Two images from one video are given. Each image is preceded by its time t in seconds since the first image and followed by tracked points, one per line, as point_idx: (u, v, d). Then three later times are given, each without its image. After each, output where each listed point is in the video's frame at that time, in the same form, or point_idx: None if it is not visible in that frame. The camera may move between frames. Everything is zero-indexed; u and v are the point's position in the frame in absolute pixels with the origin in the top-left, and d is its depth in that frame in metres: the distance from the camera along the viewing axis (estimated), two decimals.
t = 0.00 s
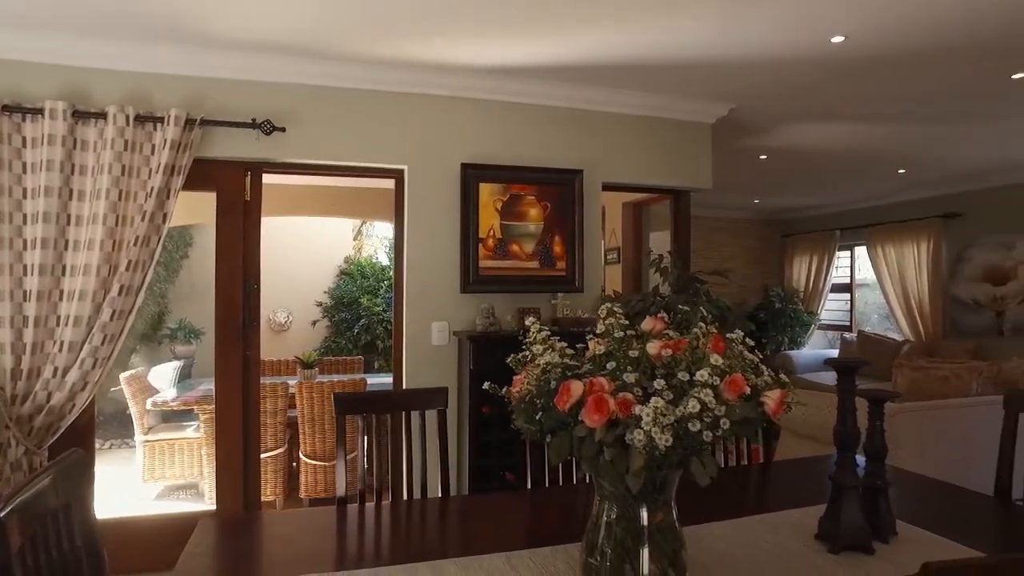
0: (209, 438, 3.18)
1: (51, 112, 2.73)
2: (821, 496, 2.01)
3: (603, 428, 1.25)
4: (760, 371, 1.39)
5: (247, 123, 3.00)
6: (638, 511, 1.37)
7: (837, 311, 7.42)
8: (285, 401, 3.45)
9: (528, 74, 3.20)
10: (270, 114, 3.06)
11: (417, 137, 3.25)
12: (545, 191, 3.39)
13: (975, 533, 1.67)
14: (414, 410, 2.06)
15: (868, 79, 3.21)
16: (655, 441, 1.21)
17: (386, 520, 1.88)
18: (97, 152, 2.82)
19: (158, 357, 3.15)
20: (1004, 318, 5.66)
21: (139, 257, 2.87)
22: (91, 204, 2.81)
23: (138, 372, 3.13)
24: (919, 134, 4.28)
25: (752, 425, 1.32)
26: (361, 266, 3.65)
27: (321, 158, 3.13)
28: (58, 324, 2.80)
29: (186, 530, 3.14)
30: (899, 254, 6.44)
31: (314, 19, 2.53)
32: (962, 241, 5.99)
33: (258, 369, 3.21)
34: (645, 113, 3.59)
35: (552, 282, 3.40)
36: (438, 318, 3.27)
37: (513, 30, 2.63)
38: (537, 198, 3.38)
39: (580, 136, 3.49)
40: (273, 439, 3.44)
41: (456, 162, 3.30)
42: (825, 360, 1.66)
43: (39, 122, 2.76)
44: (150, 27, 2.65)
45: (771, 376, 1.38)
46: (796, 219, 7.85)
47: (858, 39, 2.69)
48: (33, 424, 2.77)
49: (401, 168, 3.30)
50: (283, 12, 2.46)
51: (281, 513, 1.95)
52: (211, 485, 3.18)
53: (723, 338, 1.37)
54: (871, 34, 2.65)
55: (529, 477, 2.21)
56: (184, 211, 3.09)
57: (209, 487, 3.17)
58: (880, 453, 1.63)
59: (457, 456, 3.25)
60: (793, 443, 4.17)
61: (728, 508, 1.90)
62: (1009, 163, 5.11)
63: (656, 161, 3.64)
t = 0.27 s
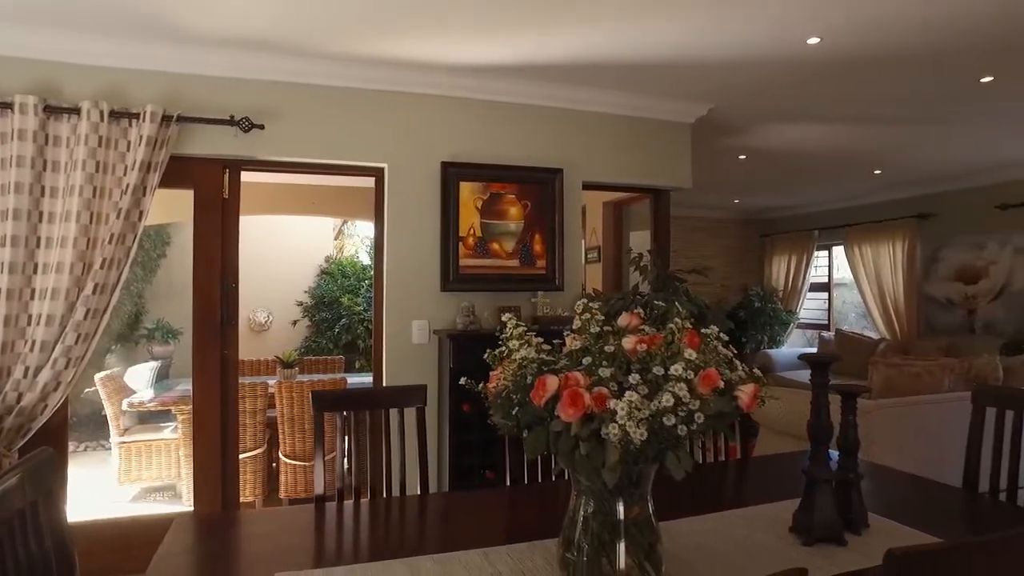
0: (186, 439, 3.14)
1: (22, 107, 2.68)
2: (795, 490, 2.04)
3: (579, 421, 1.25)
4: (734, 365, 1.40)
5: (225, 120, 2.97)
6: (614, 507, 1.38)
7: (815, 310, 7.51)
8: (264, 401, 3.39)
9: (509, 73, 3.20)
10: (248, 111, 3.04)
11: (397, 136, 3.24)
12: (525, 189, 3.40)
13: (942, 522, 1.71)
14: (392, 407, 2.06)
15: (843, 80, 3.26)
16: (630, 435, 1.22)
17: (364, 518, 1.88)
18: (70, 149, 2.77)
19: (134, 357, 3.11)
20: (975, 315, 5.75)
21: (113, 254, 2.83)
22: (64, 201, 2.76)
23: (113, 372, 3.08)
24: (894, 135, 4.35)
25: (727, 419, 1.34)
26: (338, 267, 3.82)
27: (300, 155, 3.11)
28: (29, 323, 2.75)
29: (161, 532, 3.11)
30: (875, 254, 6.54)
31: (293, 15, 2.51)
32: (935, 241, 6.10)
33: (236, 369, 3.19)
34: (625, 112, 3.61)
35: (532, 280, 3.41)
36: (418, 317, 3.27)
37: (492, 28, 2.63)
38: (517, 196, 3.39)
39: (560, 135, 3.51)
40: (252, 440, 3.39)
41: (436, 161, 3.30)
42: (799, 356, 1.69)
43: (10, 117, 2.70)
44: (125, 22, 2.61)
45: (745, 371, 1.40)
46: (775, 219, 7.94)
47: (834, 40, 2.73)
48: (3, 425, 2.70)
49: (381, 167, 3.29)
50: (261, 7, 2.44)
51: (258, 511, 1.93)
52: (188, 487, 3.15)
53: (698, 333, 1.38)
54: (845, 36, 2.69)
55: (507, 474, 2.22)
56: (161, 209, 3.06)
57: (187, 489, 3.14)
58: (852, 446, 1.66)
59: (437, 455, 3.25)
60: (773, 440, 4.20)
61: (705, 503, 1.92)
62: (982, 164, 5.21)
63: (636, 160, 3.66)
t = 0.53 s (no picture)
0: (165, 440, 3.10)
1: None
2: (772, 485, 2.07)
3: (557, 417, 1.26)
4: (711, 360, 1.42)
5: (204, 117, 2.95)
6: (594, 502, 1.39)
7: (794, 309, 7.61)
8: (244, 400, 3.37)
9: (490, 72, 3.21)
10: (227, 108, 3.01)
11: (378, 134, 3.23)
12: (506, 188, 3.41)
13: (914, 514, 1.74)
14: (373, 405, 2.05)
15: (819, 82, 3.30)
16: (607, 430, 1.23)
17: (345, 516, 1.88)
18: (44, 145, 2.73)
19: (111, 358, 3.06)
20: (948, 314, 5.85)
21: (89, 253, 2.79)
22: (37, 198, 2.72)
23: (89, 372, 3.03)
24: (870, 137, 4.42)
25: (703, 414, 1.35)
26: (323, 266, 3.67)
27: (280, 153, 3.09)
28: (1, 322, 2.70)
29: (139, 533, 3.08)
30: (853, 254, 6.64)
31: (272, 12, 2.50)
32: (910, 241, 6.21)
33: (215, 369, 3.16)
34: (606, 112, 3.63)
35: (514, 279, 3.41)
36: (399, 315, 3.26)
37: (473, 27, 2.64)
38: (499, 195, 3.39)
39: (541, 134, 3.52)
40: (232, 440, 3.36)
41: (417, 160, 3.30)
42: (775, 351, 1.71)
43: None
44: (101, 16, 2.58)
45: (722, 367, 1.42)
46: (755, 219, 8.03)
47: (810, 42, 2.77)
48: None
49: (362, 165, 3.28)
50: (240, 4, 2.42)
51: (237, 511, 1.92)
52: (167, 488, 3.11)
53: (676, 330, 1.40)
54: (822, 39, 2.73)
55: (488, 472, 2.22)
56: (138, 206, 3.02)
57: (165, 491, 3.12)
58: (828, 441, 1.69)
59: (418, 454, 3.24)
60: (752, 437, 4.25)
61: (684, 498, 1.94)
62: (956, 165, 5.31)
63: (617, 160, 3.69)
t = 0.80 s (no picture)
0: (147, 441, 3.07)
1: None
2: (753, 481, 2.09)
3: (540, 412, 1.27)
4: (693, 356, 1.43)
5: (187, 114, 2.92)
6: (578, 498, 1.39)
7: (777, 308, 7.68)
8: (228, 400, 3.31)
9: (475, 71, 3.21)
10: (210, 106, 2.99)
11: (362, 132, 3.23)
12: (491, 187, 3.41)
13: (893, 509, 1.77)
14: (358, 403, 2.05)
15: (801, 83, 3.34)
16: (590, 425, 1.24)
17: (329, 514, 1.87)
18: (23, 142, 2.69)
19: (92, 358, 3.03)
20: (927, 314, 5.93)
21: (68, 251, 2.76)
22: (15, 195, 2.68)
23: (69, 373, 3.00)
24: (851, 137, 4.47)
25: (685, 410, 1.37)
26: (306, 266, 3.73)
27: (263, 152, 3.07)
28: None
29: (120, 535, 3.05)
30: (835, 254, 6.72)
31: (256, 9, 2.48)
32: (891, 241, 6.29)
33: (198, 369, 3.14)
34: (590, 112, 3.65)
35: (499, 278, 3.42)
36: (384, 314, 3.26)
37: (458, 26, 2.64)
38: (483, 195, 3.40)
39: (526, 134, 3.53)
40: (216, 440, 3.31)
41: (402, 158, 3.29)
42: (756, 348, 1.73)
43: None
44: (81, 12, 2.55)
45: (703, 363, 1.43)
46: (740, 219, 8.10)
47: (792, 43, 2.80)
48: None
49: (346, 164, 3.27)
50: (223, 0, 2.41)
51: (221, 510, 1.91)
52: (149, 490, 3.08)
53: (658, 326, 1.41)
54: (803, 40, 2.76)
55: (473, 470, 2.22)
56: (119, 205, 2.99)
57: (147, 492, 3.08)
58: (808, 436, 1.71)
59: (404, 453, 3.24)
60: (735, 435, 4.29)
61: (667, 493, 1.96)
62: (935, 166, 5.39)
63: (601, 159, 3.70)
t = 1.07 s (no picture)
0: (127, 441, 3.05)
1: None
2: (732, 476, 2.12)
3: (520, 407, 1.28)
4: (671, 352, 1.45)
5: (167, 112, 2.91)
6: (558, 492, 1.41)
7: (759, 307, 7.76)
8: (209, 400, 3.25)
9: (458, 70, 3.22)
10: (191, 104, 2.98)
11: (345, 131, 3.22)
12: (474, 187, 3.42)
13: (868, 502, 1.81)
14: (340, 401, 2.05)
15: (781, 84, 3.39)
16: (569, 419, 1.26)
17: (311, 512, 1.87)
18: None
19: (70, 358, 3.00)
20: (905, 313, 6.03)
21: (45, 249, 2.73)
22: None
23: (46, 373, 2.96)
24: (830, 139, 4.54)
25: (663, 405, 1.39)
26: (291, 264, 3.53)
27: (245, 150, 3.06)
28: None
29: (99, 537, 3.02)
30: (815, 253, 6.81)
31: (238, 6, 2.48)
32: (869, 241, 6.39)
33: (179, 368, 3.12)
34: (573, 111, 3.67)
35: (482, 277, 3.43)
36: (367, 313, 3.26)
37: (442, 26, 2.65)
38: (467, 194, 3.41)
39: (509, 133, 3.55)
40: (198, 439, 3.26)
41: (385, 157, 3.30)
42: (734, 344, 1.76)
43: None
44: (59, 8, 2.53)
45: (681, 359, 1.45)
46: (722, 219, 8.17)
47: (772, 45, 2.84)
48: None
49: (329, 163, 3.27)
50: None
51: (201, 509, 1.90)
52: (129, 491, 3.06)
53: (637, 322, 1.43)
54: (782, 42, 2.81)
55: (456, 467, 2.23)
56: (98, 203, 2.96)
57: (127, 494, 3.06)
58: (785, 431, 1.74)
59: (387, 452, 3.24)
60: (716, 433, 4.34)
61: (647, 488, 1.98)
62: (912, 167, 5.48)
63: (584, 159, 3.73)
